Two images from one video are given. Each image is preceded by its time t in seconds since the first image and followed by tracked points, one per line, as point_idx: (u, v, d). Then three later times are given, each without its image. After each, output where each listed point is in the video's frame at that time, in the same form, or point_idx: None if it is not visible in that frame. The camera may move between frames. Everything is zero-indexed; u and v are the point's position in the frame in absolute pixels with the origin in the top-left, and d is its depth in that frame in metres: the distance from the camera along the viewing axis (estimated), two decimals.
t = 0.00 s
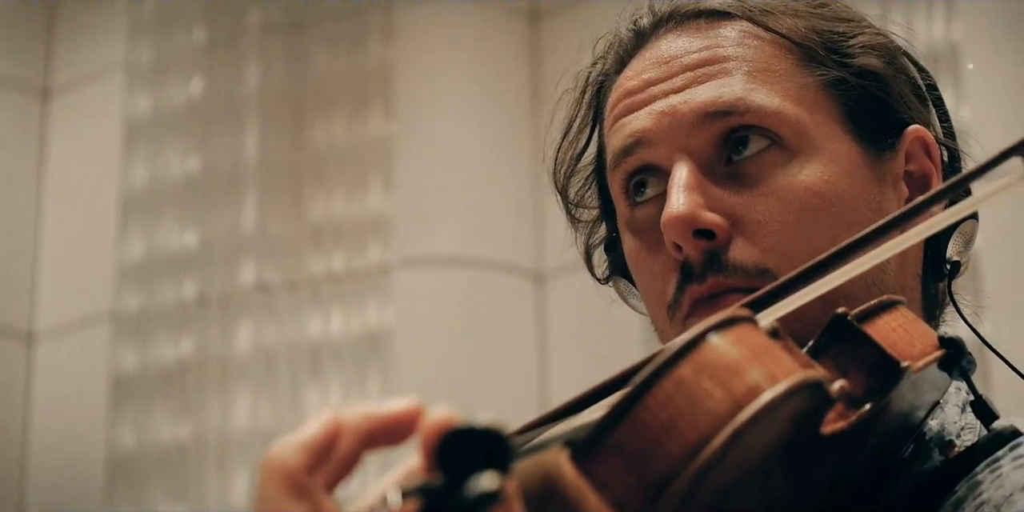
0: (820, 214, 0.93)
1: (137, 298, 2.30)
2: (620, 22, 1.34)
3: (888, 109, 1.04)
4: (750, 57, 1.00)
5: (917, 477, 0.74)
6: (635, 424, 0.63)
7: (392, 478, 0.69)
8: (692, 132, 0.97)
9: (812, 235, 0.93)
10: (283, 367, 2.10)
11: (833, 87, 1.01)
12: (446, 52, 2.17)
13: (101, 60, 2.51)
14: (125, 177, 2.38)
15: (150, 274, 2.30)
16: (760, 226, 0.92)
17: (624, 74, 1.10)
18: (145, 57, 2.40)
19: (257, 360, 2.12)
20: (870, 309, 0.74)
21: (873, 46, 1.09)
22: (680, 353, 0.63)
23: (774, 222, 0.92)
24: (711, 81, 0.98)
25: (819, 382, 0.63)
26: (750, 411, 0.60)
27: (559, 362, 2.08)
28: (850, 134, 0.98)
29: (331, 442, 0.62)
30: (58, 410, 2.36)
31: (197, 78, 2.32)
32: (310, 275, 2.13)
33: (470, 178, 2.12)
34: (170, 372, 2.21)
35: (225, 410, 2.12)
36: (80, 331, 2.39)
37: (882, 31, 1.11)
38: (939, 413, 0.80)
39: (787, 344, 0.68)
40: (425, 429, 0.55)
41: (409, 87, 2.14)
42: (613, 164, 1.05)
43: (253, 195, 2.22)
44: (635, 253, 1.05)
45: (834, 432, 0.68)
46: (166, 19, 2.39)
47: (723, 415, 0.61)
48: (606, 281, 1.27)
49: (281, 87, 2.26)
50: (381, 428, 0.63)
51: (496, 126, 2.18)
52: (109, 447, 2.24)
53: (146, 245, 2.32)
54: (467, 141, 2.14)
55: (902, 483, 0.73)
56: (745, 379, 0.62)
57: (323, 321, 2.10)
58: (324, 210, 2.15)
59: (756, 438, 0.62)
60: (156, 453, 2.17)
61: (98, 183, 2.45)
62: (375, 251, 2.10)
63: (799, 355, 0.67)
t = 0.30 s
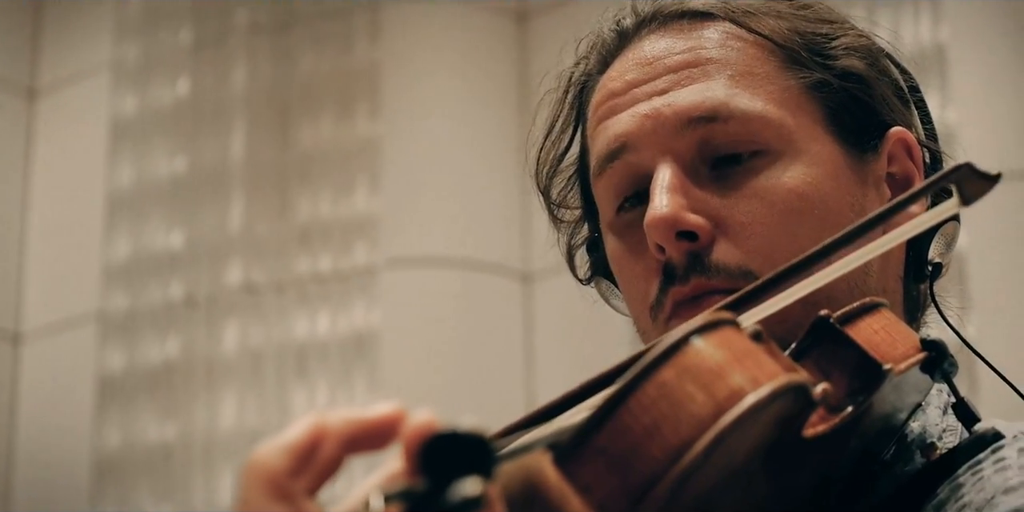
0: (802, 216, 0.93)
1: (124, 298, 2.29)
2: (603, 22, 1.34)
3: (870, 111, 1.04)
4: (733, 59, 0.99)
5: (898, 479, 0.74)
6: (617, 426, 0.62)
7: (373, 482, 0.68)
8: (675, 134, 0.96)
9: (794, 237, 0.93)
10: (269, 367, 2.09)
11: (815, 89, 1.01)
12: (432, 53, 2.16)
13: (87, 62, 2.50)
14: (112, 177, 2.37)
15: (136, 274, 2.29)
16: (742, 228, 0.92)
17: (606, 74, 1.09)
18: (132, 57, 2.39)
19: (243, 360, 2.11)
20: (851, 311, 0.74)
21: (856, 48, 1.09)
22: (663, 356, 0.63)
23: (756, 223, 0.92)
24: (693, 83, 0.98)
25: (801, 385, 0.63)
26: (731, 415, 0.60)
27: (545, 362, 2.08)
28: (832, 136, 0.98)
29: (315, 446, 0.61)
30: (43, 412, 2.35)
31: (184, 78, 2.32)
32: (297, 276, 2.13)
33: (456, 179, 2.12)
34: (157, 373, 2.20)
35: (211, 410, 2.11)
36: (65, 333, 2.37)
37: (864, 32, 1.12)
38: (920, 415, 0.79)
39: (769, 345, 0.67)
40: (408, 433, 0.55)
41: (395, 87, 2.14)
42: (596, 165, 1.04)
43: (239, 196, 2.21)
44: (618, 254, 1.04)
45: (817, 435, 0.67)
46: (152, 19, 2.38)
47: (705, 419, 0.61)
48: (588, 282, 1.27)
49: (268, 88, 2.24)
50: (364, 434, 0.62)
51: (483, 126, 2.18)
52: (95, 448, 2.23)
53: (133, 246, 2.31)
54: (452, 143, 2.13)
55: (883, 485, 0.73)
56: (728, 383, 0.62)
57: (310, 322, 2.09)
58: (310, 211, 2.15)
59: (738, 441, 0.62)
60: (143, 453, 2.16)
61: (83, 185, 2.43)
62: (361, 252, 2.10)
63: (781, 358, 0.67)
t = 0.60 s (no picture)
0: (783, 215, 0.93)
1: (111, 298, 2.28)
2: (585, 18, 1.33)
3: (851, 110, 1.04)
4: (715, 59, 0.99)
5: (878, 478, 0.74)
6: (597, 426, 0.62)
7: (352, 479, 0.68)
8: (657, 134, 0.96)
9: (774, 236, 0.92)
10: (257, 366, 2.09)
11: (797, 89, 1.01)
12: (420, 53, 2.16)
13: (74, 61, 2.48)
14: (99, 175, 2.36)
15: (124, 273, 2.28)
16: (724, 227, 0.92)
17: (588, 72, 1.08)
18: (121, 56, 2.38)
19: (230, 360, 2.11)
20: (833, 310, 0.74)
21: (837, 47, 1.09)
22: (645, 354, 0.63)
23: (738, 223, 0.92)
24: (676, 82, 0.97)
25: (782, 386, 0.63)
26: (711, 415, 0.60)
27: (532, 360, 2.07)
28: (813, 136, 0.98)
29: (293, 444, 0.60)
30: (28, 412, 2.33)
31: (172, 78, 2.31)
32: (285, 275, 2.12)
33: (442, 178, 2.11)
34: (144, 372, 2.19)
35: (199, 409, 2.11)
36: (50, 333, 2.36)
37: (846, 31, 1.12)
38: (901, 414, 0.79)
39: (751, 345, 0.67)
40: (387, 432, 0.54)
41: (382, 87, 2.14)
42: (577, 164, 1.03)
43: (228, 196, 2.21)
44: (599, 254, 1.04)
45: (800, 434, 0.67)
46: (140, 19, 2.37)
47: (685, 417, 0.61)
48: (569, 279, 1.26)
49: (257, 87, 2.24)
50: (343, 432, 0.62)
51: (471, 123, 2.16)
52: (82, 448, 2.22)
53: (122, 246, 2.30)
54: (438, 141, 2.12)
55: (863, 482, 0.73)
56: (708, 382, 0.62)
57: (297, 320, 2.09)
58: (298, 210, 2.14)
59: (718, 440, 0.61)
60: (131, 453, 2.15)
61: (70, 184, 2.42)
62: (349, 252, 2.09)
63: (763, 358, 0.66)
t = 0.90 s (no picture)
0: (761, 211, 0.91)
1: (95, 295, 2.27)
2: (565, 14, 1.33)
3: (829, 105, 1.02)
4: (693, 53, 0.97)
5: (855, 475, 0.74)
6: (576, 422, 0.61)
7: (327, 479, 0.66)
8: (635, 129, 0.93)
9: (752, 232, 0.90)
10: (241, 364, 2.08)
11: (775, 84, 0.98)
12: (404, 49, 2.16)
13: (55, 55, 2.46)
14: (82, 173, 2.34)
15: (107, 270, 2.27)
16: (702, 224, 0.89)
17: (566, 67, 1.06)
18: (105, 53, 2.37)
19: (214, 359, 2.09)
20: (811, 307, 0.74)
21: (814, 42, 1.06)
22: (622, 351, 0.62)
23: (716, 219, 0.90)
24: (653, 77, 0.95)
25: (759, 382, 0.63)
26: (689, 412, 0.60)
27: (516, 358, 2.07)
28: (791, 132, 0.96)
29: (269, 442, 0.59)
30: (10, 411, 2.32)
31: (155, 76, 2.31)
32: (269, 273, 2.11)
33: (424, 176, 2.10)
34: (129, 370, 2.18)
35: (183, 406, 2.10)
36: (29, 332, 2.33)
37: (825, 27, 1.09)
38: (878, 411, 0.79)
39: (728, 342, 0.67)
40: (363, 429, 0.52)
41: (365, 83, 2.13)
42: (554, 159, 1.01)
43: (211, 193, 2.20)
44: (575, 250, 1.01)
45: (778, 431, 0.67)
46: (125, 17, 2.36)
47: (663, 414, 0.60)
48: (546, 276, 1.26)
49: (241, 84, 2.22)
50: (320, 429, 0.61)
51: (452, 120, 2.16)
52: (64, 448, 2.20)
53: (105, 243, 2.28)
54: (420, 138, 2.12)
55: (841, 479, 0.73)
56: (685, 379, 0.62)
57: (281, 319, 2.08)
58: (282, 207, 2.13)
59: (696, 437, 0.61)
60: (115, 451, 2.14)
61: (50, 180, 2.39)
62: (333, 249, 2.08)
63: (740, 354, 0.66)
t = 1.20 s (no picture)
0: (748, 205, 0.89)
1: (85, 293, 2.26)
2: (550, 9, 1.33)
3: (816, 99, 1.01)
4: (679, 47, 0.95)
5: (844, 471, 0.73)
6: (564, 420, 0.60)
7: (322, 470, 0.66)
8: (620, 123, 0.92)
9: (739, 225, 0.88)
10: (232, 361, 2.07)
11: (762, 78, 0.97)
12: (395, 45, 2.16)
13: (45, 53, 2.45)
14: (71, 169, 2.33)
15: (98, 267, 2.25)
16: (689, 217, 0.88)
17: (552, 61, 1.05)
18: (95, 49, 2.36)
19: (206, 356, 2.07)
20: (799, 302, 0.74)
21: (800, 37, 1.06)
22: (610, 348, 0.62)
23: (702, 213, 0.88)
24: (639, 70, 0.94)
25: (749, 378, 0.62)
26: (678, 407, 0.59)
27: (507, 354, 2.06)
28: (778, 125, 0.95)
29: (259, 440, 0.58)
30: None
31: (145, 74, 2.30)
32: (261, 271, 2.10)
33: (413, 171, 2.09)
34: (120, 367, 2.17)
35: (174, 403, 2.09)
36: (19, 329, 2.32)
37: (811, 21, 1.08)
38: (865, 405, 0.79)
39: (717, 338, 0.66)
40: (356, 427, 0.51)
41: (354, 79, 2.12)
42: (540, 153, 0.99)
43: (202, 190, 2.19)
44: (562, 245, 1.00)
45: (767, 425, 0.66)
46: (115, 14, 2.35)
47: (652, 410, 0.60)
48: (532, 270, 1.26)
49: (233, 82, 2.22)
50: (310, 428, 0.58)
51: (441, 115, 2.15)
52: (55, 445, 2.19)
53: (95, 240, 2.27)
54: (410, 134, 2.11)
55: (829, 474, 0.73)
56: (674, 374, 0.61)
57: (272, 317, 2.07)
58: (274, 204, 2.13)
59: (686, 433, 0.60)
60: (107, 449, 2.13)
61: (41, 179, 2.38)
62: (324, 247, 2.08)
63: (728, 351, 0.66)
